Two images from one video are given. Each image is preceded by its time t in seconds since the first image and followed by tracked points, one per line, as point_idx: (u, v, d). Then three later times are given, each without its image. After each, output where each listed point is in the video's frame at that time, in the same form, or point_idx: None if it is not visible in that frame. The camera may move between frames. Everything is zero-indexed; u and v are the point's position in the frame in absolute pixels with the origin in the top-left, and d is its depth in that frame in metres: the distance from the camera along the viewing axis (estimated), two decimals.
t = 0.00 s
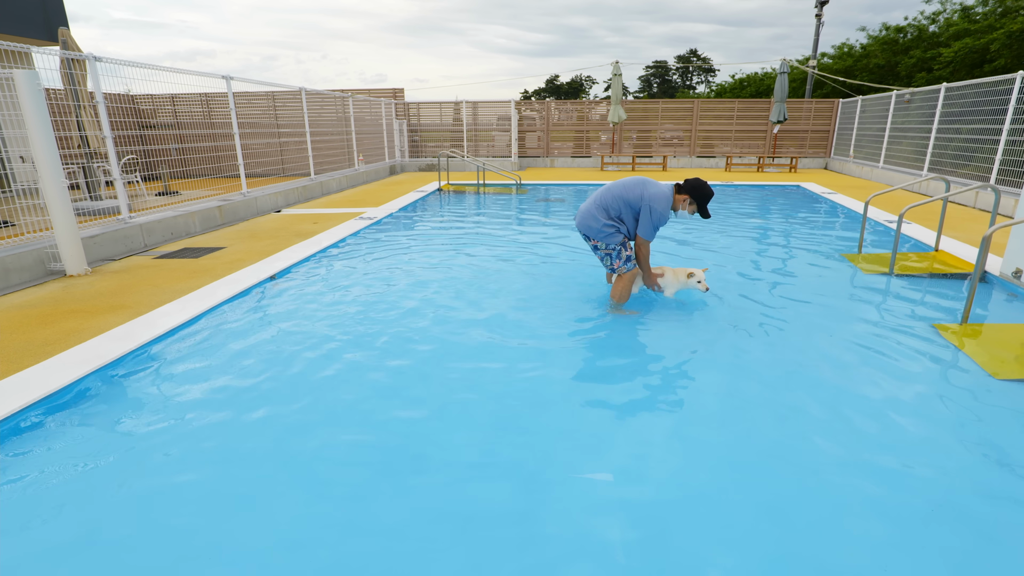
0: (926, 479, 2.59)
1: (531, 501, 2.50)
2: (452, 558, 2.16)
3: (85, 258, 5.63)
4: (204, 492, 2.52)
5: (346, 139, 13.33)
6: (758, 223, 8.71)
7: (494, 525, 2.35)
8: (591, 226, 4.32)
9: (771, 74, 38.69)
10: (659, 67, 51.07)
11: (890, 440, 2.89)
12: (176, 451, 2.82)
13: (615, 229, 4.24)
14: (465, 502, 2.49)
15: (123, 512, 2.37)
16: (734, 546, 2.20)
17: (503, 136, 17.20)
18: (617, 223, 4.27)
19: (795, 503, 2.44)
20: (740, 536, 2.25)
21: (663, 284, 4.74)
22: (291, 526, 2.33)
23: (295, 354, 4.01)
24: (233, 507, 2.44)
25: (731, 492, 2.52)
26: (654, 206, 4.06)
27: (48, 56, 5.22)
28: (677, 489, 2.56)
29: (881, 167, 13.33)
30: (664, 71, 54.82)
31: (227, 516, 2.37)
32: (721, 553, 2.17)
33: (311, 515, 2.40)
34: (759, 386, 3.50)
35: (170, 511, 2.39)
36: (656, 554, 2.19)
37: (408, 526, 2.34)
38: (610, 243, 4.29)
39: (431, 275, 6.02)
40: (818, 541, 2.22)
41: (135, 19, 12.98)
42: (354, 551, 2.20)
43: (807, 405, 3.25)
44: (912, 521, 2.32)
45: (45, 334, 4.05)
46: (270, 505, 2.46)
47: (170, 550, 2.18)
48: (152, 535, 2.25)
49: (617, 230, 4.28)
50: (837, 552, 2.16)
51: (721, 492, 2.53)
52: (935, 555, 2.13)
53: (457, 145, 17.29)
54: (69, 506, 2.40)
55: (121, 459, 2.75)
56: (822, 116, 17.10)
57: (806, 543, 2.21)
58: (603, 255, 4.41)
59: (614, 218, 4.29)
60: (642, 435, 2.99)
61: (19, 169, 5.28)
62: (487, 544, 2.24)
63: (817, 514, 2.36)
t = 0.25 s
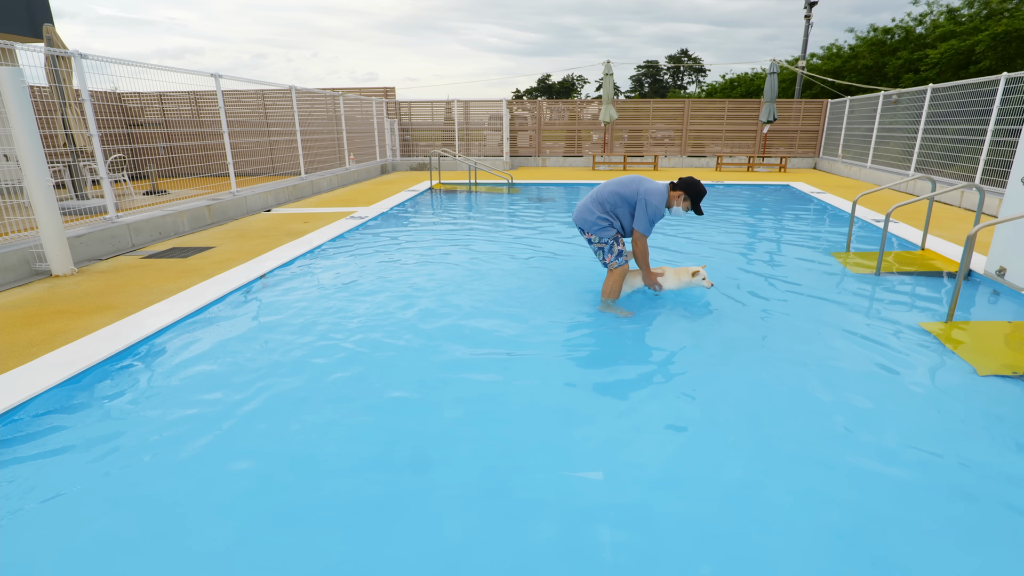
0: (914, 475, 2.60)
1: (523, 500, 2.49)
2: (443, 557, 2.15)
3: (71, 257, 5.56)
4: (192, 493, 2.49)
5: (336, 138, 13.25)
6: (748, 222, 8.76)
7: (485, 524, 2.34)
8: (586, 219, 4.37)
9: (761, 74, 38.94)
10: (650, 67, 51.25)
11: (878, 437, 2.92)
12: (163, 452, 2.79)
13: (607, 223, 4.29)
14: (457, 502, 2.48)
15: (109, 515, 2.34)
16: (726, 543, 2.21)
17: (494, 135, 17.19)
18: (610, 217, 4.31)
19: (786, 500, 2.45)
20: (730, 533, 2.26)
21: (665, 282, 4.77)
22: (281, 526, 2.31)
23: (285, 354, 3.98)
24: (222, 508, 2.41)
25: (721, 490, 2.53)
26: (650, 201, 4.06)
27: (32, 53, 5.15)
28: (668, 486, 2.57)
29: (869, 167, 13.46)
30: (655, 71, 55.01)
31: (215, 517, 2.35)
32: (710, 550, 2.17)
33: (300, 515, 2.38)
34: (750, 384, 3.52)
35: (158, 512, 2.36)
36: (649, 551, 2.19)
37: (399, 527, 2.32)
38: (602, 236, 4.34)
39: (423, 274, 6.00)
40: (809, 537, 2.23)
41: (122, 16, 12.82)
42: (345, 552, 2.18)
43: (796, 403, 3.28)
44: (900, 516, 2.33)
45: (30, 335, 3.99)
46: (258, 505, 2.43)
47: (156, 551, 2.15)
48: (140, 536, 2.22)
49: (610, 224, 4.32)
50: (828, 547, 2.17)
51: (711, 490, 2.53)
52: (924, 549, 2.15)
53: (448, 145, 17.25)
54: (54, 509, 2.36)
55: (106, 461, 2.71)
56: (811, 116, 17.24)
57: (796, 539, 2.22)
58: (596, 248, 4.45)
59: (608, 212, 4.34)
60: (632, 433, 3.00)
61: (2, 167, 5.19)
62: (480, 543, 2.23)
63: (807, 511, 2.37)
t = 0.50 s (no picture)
0: (900, 470, 2.65)
1: (515, 498, 2.50)
2: (436, 556, 2.16)
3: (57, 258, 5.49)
4: (182, 495, 2.48)
5: (326, 137, 13.19)
6: (738, 221, 8.82)
7: (475, 522, 2.34)
8: (582, 215, 4.42)
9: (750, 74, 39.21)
10: (640, 67, 51.50)
11: (864, 432, 2.96)
12: (151, 454, 2.76)
13: (603, 217, 4.32)
14: (449, 500, 2.49)
15: (97, 517, 2.32)
16: (716, 539, 2.23)
17: (486, 134, 17.18)
18: (606, 213, 4.35)
19: (774, 496, 2.48)
20: (719, 529, 2.28)
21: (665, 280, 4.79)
22: (272, 527, 2.30)
23: (276, 354, 3.96)
24: (212, 509, 2.39)
25: (711, 486, 2.56)
26: (646, 198, 4.09)
27: (17, 51, 5.08)
28: (659, 484, 2.58)
29: (857, 166, 13.59)
30: (646, 71, 55.20)
31: (205, 517, 2.34)
32: (701, 547, 2.19)
33: (291, 515, 2.37)
34: (739, 381, 3.55)
35: (147, 514, 2.35)
36: (639, 547, 2.21)
37: (391, 525, 2.32)
38: (598, 230, 4.35)
39: (415, 274, 5.99)
40: (796, 532, 2.26)
41: (108, 13, 12.67)
42: (336, 552, 2.18)
43: (785, 400, 3.31)
44: (886, 511, 2.37)
45: (15, 336, 3.94)
46: (248, 506, 2.42)
47: (145, 553, 2.14)
48: (128, 538, 2.20)
49: (605, 218, 4.35)
50: (815, 542, 2.20)
51: (700, 486, 2.56)
52: (909, 543, 2.18)
53: (439, 144, 17.21)
54: (40, 511, 2.34)
55: (93, 463, 2.68)
56: (800, 116, 17.38)
57: (784, 534, 2.25)
58: (591, 243, 4.44)
59: (604, 208, 4.38)
60: (626, 431, 3.02)
61: None
62: (471, 541, 2.24)
63: (796, 508, 2.40)
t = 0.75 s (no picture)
0: (891, 465, 2.66)
1: (509, 498, 2.48)
2: (430, 555, 2.14)
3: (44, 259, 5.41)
4: (170, 498, 2.44)
5: (318, 136, 13.09)
6: (731, 220, 8.85)
7: (469, 521, 2.33)
8: (581, 218, 4.41)
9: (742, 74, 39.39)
10: (632, 66, 51.62)
11: (855, 429, 2.97)
12: (140, 456, 2.72)
13: (604, 222, 4.31)
14: (442, 501, 2.46)
15: (84, 521, 2.28)
16: (711, 537, 2.22)
17: (478, 134, 17.14)
18: (606, 217, 4.35)
19: (769, 494, 2.47)
20: (713, 526, 2.28)
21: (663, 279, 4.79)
22: (262, 529, 2.26)
23: (267, 354, 3.92)
24: (201, 511, 2.36)
25: (704, 483, 2.56)
26: (645, 205, 4.07)
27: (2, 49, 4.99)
28: (653, 482, 2.58)
29: (848, 165, 13.69)
30: (638, 70, 55.29)
31: (195, 519, 2.31)
32: (695, 544, 2.19)
33: (282, 515, 2.35)
34: (733, 379, 3.55)
35: (135, 517, 2.31)
36: (634, 546, 2.19)
37: (384, 526, 2.30)
38: (598, 234, 4.36)
39: (408, 273, 5.95)
40: (789, 528, 2.26)
41: (96, 11, 12.52)
42: (328, 554, 2.15)
43: (778, 397, 3.32)
44: (879, 506, 2.38)
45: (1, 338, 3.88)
46: (239, 506, 2.39)
47: (134, 555, 2.11)
48: (116, 543, 2.16)
49: (606, 222, 4.35)
50: (809, 538, 2.20)
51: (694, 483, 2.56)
52: (903, 539, 2.18)
53: (432, 143, 17.15)
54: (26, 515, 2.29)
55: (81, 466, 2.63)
56: (791, 115, 17.48)
57: (777, 531, 2.25)
58: (592, 246, 4.47)
59: (604, 212, 4.38)
60: (619, 429, 3.01)
61: None
62: (465, 541, 2.22)
63: (789, 504, 2.41)
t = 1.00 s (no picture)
0: (878, 461, 2.69)
1: (501, 497, 2.49)
2: (420, 556, 2.14)
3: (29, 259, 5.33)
4: (162, 499, 2.43)
5: (309, 135, 13.01)
6: (722, 219, 8.90)
7: (459, 521, 2.33)
8: (576, 217, 4.42)
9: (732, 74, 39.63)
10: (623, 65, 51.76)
11: (842, 426, 3.00)
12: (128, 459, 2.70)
13: (598, 223, 4.32)
14: (432, 500, 2.47)
15: (71, 524, 2.26)
16: (698, 533, 2.25)
17: (470, 133, 17.10)
18: (601, 217, 4.36)
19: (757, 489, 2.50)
20: (701, 524, 2.30)
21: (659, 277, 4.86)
22: (251, 531, 2.25)
23: (257, 355, 3.89)
24: (190, 514, 2.34)
25: (693, 481, 2.57)
26: (638, 207, 4.07)
27: None
28: (642, 479, 2.59)
29: (837, 164, 13.81)
30: (629, 70, 55.30)
31: (184, 521, 2.29)
32: (684, 541, 2.21)
33: (271, 517, 2.34)
34: (725, 377, 3.57)
35: (124, 520, 2.29)
36: (622, 542, 2.21)
37: (374, 527, 2.30)
38: (592, 234, 4.37)
39: (399, 273, 5.93)
40: (777, 524, 2.28)
41: (82, 9, 12.36)
42: (319, 555, 2.15)
43: (767, 395, 3.35)
44: (865, 502, 2.41)
45: None
46: (228, 508, 2.38)
47: (122, 559, 2.09)
48: (104, 547, 2.15)
49: (600, 222, 4.36)
50: (797, 535, 2.22)
51: (683, 481, 2.58)
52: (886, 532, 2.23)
53: (424, 142, 17.10)
54: (11, 516, 2.27)
55: (67, 470, 2.60)
56: (781, 114, 17.60)
57: (766, 528, 2.27)
58: (586, 245, 4.51)
59: (599, 211, 4.38)
60: (610, 428, 3.02)
61: None
62: (455, 540, 2.23)
63: (778, 501, 2.43)
